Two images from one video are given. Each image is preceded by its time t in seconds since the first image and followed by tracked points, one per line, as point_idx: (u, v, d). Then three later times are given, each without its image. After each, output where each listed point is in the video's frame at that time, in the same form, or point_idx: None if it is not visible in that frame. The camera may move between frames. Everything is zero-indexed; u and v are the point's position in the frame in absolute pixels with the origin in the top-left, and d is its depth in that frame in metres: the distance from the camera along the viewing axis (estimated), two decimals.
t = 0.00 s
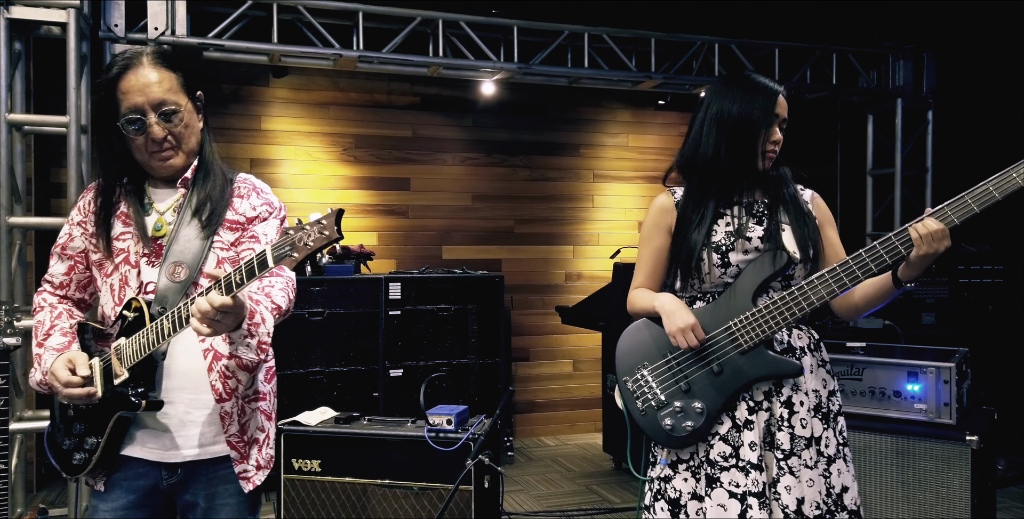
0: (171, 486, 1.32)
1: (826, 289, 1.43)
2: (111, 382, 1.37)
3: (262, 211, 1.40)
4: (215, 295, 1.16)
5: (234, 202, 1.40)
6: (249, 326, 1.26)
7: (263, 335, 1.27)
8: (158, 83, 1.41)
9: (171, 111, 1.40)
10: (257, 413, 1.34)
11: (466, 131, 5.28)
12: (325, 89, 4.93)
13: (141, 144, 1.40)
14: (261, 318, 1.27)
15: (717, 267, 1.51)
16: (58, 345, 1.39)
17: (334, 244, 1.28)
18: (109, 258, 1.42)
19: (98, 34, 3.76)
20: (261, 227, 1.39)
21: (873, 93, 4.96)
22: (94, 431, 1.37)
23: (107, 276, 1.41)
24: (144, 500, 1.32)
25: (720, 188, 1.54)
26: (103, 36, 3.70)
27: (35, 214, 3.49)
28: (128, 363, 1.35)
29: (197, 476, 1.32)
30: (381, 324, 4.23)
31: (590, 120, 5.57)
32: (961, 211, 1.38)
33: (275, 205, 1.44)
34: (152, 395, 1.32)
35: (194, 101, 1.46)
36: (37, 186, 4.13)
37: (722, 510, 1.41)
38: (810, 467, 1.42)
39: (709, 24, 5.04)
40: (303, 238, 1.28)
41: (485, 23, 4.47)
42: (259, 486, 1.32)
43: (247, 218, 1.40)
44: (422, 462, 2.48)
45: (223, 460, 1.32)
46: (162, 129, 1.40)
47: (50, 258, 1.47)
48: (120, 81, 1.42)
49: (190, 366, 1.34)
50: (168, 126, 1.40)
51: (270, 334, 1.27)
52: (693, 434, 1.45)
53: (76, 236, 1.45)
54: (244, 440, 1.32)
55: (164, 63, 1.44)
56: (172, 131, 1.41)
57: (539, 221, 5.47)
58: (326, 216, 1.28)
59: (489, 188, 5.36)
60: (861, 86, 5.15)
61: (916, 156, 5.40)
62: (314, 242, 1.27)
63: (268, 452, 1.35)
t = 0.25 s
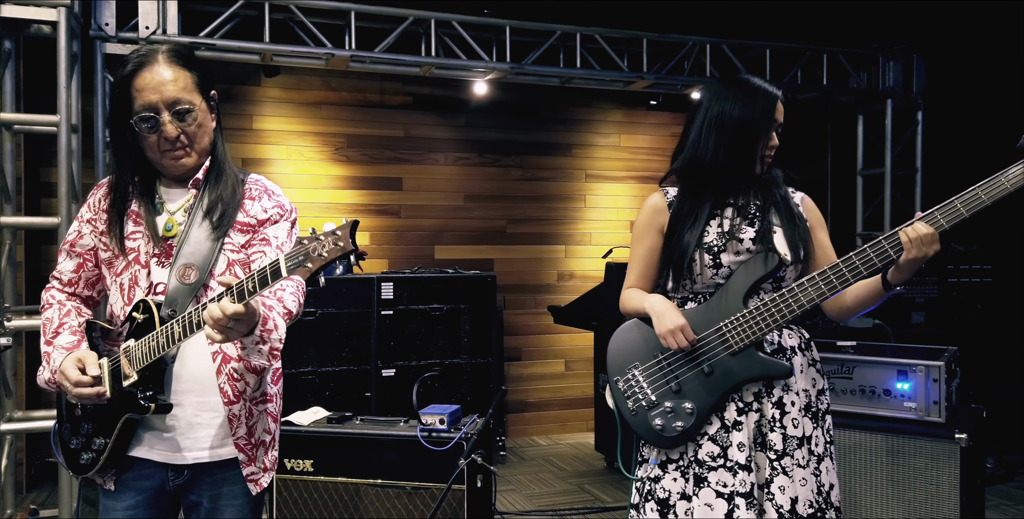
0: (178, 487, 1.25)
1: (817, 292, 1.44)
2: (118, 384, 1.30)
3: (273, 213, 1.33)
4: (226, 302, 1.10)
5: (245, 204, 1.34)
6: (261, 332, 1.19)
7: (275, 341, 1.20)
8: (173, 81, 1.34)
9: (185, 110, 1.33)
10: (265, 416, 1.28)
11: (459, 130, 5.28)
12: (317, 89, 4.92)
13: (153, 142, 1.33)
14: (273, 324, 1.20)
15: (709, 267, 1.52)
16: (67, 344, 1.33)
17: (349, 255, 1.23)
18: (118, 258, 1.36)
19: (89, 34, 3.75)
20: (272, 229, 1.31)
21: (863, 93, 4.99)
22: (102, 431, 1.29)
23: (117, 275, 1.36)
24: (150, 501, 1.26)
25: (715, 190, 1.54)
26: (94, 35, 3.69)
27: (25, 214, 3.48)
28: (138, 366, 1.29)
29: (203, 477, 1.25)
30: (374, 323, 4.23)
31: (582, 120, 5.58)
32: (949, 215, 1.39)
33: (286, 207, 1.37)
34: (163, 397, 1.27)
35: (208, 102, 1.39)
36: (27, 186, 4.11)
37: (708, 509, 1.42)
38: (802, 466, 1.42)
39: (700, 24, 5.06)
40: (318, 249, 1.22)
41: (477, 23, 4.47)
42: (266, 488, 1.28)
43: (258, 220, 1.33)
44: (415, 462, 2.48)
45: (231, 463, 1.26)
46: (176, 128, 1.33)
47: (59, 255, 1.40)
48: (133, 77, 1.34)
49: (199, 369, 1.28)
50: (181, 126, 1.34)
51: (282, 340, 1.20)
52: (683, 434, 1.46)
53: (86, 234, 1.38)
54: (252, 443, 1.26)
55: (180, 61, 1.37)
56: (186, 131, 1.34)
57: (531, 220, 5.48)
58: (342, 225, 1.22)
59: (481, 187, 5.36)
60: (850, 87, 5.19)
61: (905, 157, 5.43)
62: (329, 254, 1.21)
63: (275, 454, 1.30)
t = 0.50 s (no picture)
0: (177, 488, 1.24)
1: (809, 298, 1.45)
2: (123, 385, 1.29)
3: (282, 217, 1.31)
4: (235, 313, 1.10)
5: (253, 207, 1.31)
6: (271, 340, 1.18)
7: (285, 350, 1.20)
8: (185, 83, 1.30)
9: (196, 112, 1.30)
10: (267, 419, 1.27)
11: (450, 131, 5.28)
12: (308, 89, 4.92)
13: (163, 144, 1.29)
14: (284, 332, 1.20)
15: (703, 272, 1.53)
16: (73, 341, 1.32)
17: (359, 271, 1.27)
18: (124, 256, 1.34)
19: (79, 33, 3.74)
20: (280, 234, 1.30)
21: (851, 94, 5.03)
22: (105, 431, 1.29)
23: (122, 275, 1.34)
24: (150, 501, 1.25)
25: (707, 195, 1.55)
26: (84, 35, 3.67)
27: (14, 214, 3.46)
28: (144, 368, 1.28)
29: (204, 478, 1.24)
30: (365, 323, 4.23)
31: (574, 121, 5.59)
32: (942, 222, 1.40)
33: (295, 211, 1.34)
34: (166, 401, 1.25)
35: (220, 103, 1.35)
36: (17, 185, 4.10)
37: (701, 512, 1.43)
38: (801, 465, 1.44)
39: (691, 26, 5.09)
40: (328, 263, 1.25)
41: (468, 23, 4.48)
42: (266, 491, 1.26)
43: (265, 224, 1.30)
44: (408, 462, 2.49)
45: (232, 465, 1.24)
46: (187, 131, 1.30)
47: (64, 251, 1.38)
48: (144, 78, 1.30)
49: (204, 372, 1.26)
50: (192, 128, 1.30)
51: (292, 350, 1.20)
52: (675, 437, 1.47)
53: (91, 231, 1.36)
54: (254, 446, 1.24)
55: (193, 62, 1.33)
56: (197, 134, 1.31)
57: (523, 221, 5.49)
58: (354, 241, 1.26)
59: (473, 188, 5.36)
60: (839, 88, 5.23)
61: (893, 157, 5.47)
62: (340, 269, 1.25)
63: (274, 457, 1.29)
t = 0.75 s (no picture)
0: (184, 487, 1.25)
1: (807, 297, 1.46)
2: (133, 387, 1.28)
3: (291, 219, 1.31)
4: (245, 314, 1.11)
5: (263, 208, 1.31)
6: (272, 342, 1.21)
7: (285, 352, 1.23)
8: (197, 85, 1.30)
9: (209, 114, 1.30)
10: (277, 419, 1.26)
11: (447, 131, 5.29)
12: (305, 89, 4.92)
13: (175, 145, 1.30)
14: (285, 334, 1.22)
15: (701, 272, 1.54)
16: (84, 342, 1.30)
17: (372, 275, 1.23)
18: (135, 256, 1.33)
19: (75, 33, 3.74)
20: (289, 234, 1.30)
21: (847, 95, 5.05)
22: (116, 431, 1.28)
23: (132, 275, 1.33)
24: (156, 500, 1.25)
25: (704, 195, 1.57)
26: (81, 35, 3.67)
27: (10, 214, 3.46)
28: (154, 368, 1.27)
29: (211, 477, 1.24)
30: (363, 323, 4.24)
31: (570, 121, 5.60)
32: (939, 223, 1.42)
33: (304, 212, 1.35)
34: (176, 401, 1.26)
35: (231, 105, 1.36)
36: (13, 185, 4.09)
37: (701, 509, 1.45)
38: (800, 463, 1.44)
39: (686, 27, 5.10)
40: (341, 267, 1.22)
41: (464, 24, 4.49)
42: (273, 491, 1.26)
43: (275, 225, 1.31)
44: (406, 461, 2.50)
45: (240, 465, 1.25)
46: (200, 133, 1.30)
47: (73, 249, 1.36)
48: (157, 80, 1.31)
49: (213, 371, 1.27)
50: (203, 130, 1.30)
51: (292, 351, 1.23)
52: (675, 434, 1.48)
53: (102, 230, 1.35)
54: (262, 445, 1.24)
55: (206, 64, 1.33)
56: (209, 136, 1.31)
57: (519, 221, 5.50)
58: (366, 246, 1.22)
59: (469, 188, 5.37)
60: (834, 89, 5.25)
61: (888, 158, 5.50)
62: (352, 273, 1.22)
63: (283, 456, 1.29)
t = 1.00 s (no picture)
0: (192, 484, 1.25)
1: (809, 291, 1.47)
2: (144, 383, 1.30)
3: (301, 216, 1.32)
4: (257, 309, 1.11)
5: (273, 206, 1.32)
6: (285, 336, 1.21)
7: (300, 347, 1.23)
8: (208, 82, 1.30)
9: (219, 111, 1.30)
10: (284, 416, 1.27)
11: (446, 131, 5.30)
12: (305, 88, 4.92)
13: (186, 143, 1.30)
14: (296, 329, 1.22)
15: (704, 265, 1.55)
16: (94, 338, 1.30)
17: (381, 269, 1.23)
18: (145, 253, 1.34)
19: (75, 32, 3.74)
20: (299, 232, 1.31)
21: (846, 95, 5.05)
22: (126, 427, 1.29)
23: (142, 272, 1.34)
24: (163, 497, 1.26)
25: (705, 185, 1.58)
26: (81, 34, 3.67)
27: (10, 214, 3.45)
28: (163, 366, 1.29)
29: (220, 474, 1.25)
30: (362, 322, 4.25)
31: (569, 121, 5.61)
32: (941, 218, 1.43)
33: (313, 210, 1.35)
34: (185, 398, 1.26)
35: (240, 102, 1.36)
36: (13, 184, 4.09)
37: (700, 501, 1.46)
38: (790, 460, 1.45)
39: (686, 26, 5.11)
40: (348, 262, 1.21)
41: (464, 24, 4.49)
42: (280, 489, 1.26)
43: (284, 223, 1.31)
44: (407, 460, 2.50)
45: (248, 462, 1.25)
46: (210, 130, 1.30)
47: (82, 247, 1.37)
48: (167, 78, 1.31)
49: (222, 369, 1.28)
50: (214, 128, 1.30)
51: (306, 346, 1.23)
52: (675, 427, 1.49)
53: (111, 228, 1.35)
54: (270, 443, 1.25)
55: (215, 62, 1.34)
56: (220, 133, 1.31)
57: (518, 220, 5.51)
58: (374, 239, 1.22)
59: (469, 187, 5.38)
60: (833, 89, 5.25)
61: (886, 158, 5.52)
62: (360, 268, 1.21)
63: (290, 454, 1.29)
